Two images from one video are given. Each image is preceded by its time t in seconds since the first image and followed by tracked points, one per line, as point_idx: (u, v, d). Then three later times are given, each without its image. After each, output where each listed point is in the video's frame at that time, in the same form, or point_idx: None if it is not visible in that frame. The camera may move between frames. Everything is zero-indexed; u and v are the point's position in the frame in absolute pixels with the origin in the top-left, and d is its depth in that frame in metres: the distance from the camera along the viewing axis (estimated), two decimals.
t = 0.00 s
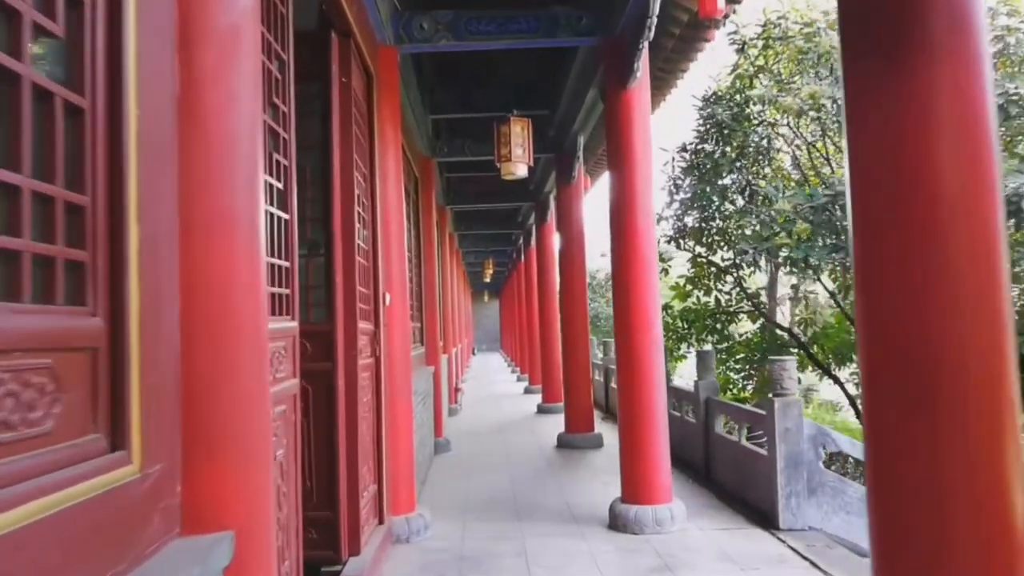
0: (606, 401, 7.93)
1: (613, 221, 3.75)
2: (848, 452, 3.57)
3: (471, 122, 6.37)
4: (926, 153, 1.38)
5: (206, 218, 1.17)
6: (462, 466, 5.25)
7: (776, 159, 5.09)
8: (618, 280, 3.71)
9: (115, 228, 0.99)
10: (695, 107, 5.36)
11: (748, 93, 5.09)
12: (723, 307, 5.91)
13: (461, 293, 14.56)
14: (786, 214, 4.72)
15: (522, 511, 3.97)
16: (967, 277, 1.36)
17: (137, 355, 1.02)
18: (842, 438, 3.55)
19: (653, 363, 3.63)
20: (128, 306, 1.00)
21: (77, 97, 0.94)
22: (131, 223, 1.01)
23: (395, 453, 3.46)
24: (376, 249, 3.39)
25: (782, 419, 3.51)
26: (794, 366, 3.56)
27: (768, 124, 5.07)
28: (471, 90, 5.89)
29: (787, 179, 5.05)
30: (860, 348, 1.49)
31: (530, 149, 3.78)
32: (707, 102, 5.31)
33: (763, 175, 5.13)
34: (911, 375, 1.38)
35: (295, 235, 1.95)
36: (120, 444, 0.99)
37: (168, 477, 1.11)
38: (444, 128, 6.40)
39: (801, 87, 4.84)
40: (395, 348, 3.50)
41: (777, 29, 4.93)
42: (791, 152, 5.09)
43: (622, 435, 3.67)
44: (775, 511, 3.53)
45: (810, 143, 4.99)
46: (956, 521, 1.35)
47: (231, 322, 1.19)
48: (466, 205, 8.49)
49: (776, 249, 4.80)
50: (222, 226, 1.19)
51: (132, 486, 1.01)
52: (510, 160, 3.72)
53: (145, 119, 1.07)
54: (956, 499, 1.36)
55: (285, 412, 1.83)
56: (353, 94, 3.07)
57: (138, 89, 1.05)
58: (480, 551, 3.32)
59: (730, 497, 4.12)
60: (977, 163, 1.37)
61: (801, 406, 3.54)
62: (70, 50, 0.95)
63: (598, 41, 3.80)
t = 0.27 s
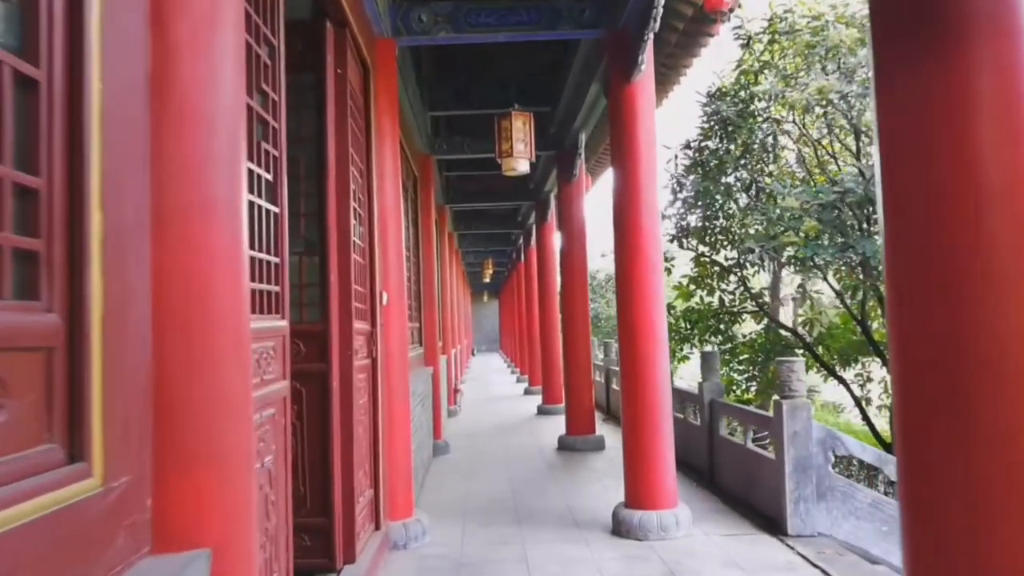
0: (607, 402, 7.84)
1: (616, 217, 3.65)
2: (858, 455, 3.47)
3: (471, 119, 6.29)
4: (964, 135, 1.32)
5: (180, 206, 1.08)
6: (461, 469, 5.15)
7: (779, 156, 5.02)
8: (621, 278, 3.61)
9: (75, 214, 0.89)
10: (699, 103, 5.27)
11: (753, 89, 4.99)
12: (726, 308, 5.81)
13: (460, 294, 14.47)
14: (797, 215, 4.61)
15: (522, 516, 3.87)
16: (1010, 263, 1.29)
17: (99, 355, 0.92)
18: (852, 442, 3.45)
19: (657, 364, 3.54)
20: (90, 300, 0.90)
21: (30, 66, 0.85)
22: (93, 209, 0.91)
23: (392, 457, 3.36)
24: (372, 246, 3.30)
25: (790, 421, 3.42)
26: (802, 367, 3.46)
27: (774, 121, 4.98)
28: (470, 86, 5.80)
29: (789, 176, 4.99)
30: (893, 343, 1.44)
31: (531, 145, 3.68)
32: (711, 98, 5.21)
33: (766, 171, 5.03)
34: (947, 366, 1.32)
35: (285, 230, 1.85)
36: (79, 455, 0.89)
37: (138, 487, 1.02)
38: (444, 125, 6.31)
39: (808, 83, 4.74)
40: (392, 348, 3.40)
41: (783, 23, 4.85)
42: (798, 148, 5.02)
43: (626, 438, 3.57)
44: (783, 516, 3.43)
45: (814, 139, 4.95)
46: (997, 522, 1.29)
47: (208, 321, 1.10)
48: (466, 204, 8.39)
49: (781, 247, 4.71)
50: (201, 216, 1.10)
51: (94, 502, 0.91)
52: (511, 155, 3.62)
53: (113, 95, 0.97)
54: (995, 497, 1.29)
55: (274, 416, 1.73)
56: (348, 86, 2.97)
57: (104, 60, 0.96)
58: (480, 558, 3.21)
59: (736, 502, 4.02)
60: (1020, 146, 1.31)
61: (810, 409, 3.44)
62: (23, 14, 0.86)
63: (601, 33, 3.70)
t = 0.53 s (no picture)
0: (609, 403, 7.74)
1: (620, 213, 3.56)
2: (870, 457, 3.37)
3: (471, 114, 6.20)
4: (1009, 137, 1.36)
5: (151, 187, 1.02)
6: (461, 471, 5.06)
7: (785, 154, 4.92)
8: (625, 275, 3.52)
9: (28, 190, 0.83)
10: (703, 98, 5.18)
11: (758, 83, 4.88)
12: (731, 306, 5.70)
13: (460, 294, 14.37)
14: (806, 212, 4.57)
15: (524, 519, 3.77)
16: None
17: (59, 344, 0.85)
18: (864, 443, 3.35)
19: (663, 364, 3.44)
20: (44, 282, 0.83)
21: None
22: (49, 184, 0.85)
23: (390, 458, 3.27)
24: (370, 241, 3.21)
25: (800, 422, 3.32)
26: (813, 366, 3.36)
27: (780, 116, 4.87)
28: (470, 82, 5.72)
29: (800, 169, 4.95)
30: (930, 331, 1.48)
31: (534, 138, 3.59)
32: (715, 92, 5.12)
33: (771, 167, 4.93)
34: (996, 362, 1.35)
35: (277, 221, 1.76)
36: (31, 460, 0.81)
37: (105, 490, 0.95)
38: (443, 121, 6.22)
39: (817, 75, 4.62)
40: (391, 347, 3.31)
41: (789, 16, 4.75)
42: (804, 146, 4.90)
43: (631, 440, 3.47)
44: (793, 520, 3.33)
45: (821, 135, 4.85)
46: None
47: (182, 308, 1.04)
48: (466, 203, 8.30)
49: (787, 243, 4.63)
50: (174, 198, 1.04)
51: (49, 512, 0.82)
52: (513, 149, 3.53)
53: (71, 69, 0.90)
54: None
55: (263, 416, 1.64)
56: (345, 75, 2.88)
57: (66, 30, 0.90)
58: (481, 563, 3.12)
59: (743, 504, 3.92)
60: None
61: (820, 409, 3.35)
62: None
63: (605, 25, 3.61)
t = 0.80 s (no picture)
0: (610, 402, 7.65)
1: (625, 207, 3.47)
2: (882, 457, 3.27)
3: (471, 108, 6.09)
4: None
5: (123, 165, 0.96)
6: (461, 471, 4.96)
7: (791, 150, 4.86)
8: (629, 270, 3.43)
9: None
10: (708, 92, 5.11)
11: (764, 76, 4.83)
12: (736, 304, 5.64)
13: (459, 292, 14.28)
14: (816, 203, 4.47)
15: (526, 522, 3.68)
16: None
17: None
18: (876, 443, 3.25)
19: (669, 362, 3.34)
20: None
21: None
22: None
23: (388, 459, 3.17)
24: (366, 235, 3.10)
25: (810, 422, 3.22)
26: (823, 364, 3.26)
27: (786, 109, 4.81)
28: (470, 75, 5.61)
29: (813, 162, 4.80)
30: (978, 350, 1.33)
31: (536, 129, 3.48)
32: (720, 85, 5.05)
33: (780, 160, 4.86)
34: None
35: (266, 209, 1.65)
36: None
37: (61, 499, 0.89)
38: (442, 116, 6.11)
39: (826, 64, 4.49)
40: (389, 343, 3.21)
41: (796, 6, 4.64)
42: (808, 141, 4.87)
43: (636, 440, 3.38)
44: (803, 522, 3.23)
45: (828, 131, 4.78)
46: None
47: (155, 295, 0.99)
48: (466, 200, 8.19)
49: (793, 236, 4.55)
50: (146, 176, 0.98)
51: None
52: (515, 140, 3.43)
53: (20, 43, 0.84)
54: None
55: (250, 416, 1.53)
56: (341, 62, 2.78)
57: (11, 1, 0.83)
58: (481, 567, 3.02)
59: (751, 506, 3.82)
60: None
61: (831, 408, 3.25)
62: None
63: (610, 13, 3.51)
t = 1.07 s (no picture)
0: (611, 404, 7.55)
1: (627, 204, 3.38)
2: (893, 461, 3.17)
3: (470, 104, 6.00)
4: None
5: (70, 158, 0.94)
6: (459, 475, 4.87)
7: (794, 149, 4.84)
8: (632, 267, 3.34)
9: None
10: (712, 87, 5.02)
11: (768, 71, 4.78)
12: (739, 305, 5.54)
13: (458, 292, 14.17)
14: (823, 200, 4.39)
15: (526, 528, 3.58)
16: None
17: None
18: (887, 447, 3.15)
19: (673, 362, 3.25)
20: None
21: None
22: None
23: (384, 464, 3.07)
24: (361, 232, 2.99)
25: (819, 425, 3.12)
26: (833, 366, 3.17)
27: (791, 105, 4.77)
28: (470, 72, 5.52)
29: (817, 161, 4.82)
30: None
31: (537, 124, 3.39)
32: (724, 81, 4.97)
33: (785, 158, 4.83)
34: None
35: (253, 203, 1.55)
36: None
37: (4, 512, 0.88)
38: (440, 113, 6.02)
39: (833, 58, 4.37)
40: (385, 343, 3.11)
41: None
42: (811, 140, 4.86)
43: (639, 444, 3.27)
44: (811, 529, 3.13)
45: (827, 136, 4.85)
46: None
47: (111, 293, 0.95)
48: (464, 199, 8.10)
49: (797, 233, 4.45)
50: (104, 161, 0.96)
51: None
52: (516, 135, 3.33)
53: None
54: None
55: (234, 423, 1.43)
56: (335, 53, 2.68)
57: None
58: None
59: (757, 511, 3.72)
60: None
61: (840, 410, 3.15)
62: None
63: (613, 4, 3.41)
